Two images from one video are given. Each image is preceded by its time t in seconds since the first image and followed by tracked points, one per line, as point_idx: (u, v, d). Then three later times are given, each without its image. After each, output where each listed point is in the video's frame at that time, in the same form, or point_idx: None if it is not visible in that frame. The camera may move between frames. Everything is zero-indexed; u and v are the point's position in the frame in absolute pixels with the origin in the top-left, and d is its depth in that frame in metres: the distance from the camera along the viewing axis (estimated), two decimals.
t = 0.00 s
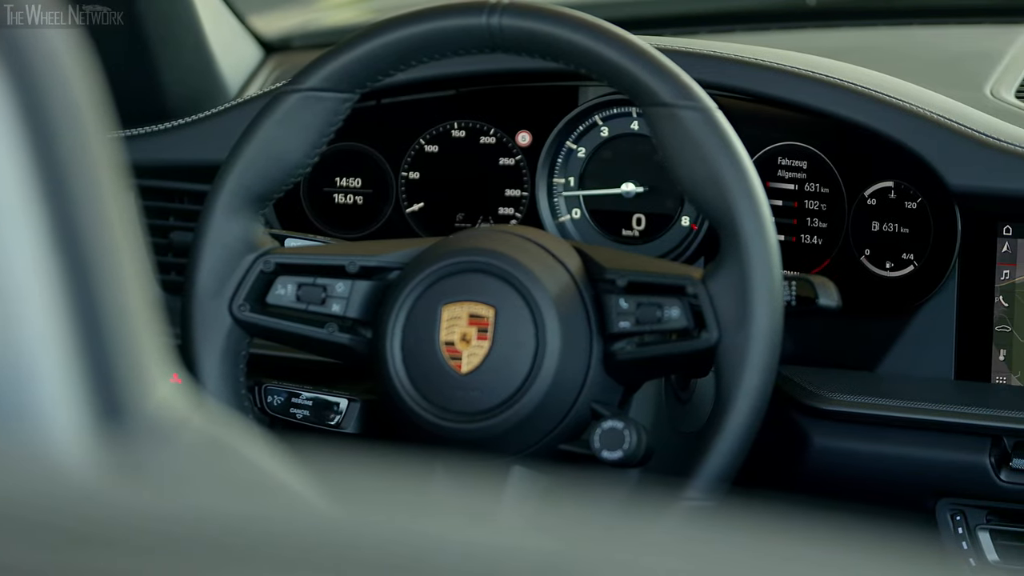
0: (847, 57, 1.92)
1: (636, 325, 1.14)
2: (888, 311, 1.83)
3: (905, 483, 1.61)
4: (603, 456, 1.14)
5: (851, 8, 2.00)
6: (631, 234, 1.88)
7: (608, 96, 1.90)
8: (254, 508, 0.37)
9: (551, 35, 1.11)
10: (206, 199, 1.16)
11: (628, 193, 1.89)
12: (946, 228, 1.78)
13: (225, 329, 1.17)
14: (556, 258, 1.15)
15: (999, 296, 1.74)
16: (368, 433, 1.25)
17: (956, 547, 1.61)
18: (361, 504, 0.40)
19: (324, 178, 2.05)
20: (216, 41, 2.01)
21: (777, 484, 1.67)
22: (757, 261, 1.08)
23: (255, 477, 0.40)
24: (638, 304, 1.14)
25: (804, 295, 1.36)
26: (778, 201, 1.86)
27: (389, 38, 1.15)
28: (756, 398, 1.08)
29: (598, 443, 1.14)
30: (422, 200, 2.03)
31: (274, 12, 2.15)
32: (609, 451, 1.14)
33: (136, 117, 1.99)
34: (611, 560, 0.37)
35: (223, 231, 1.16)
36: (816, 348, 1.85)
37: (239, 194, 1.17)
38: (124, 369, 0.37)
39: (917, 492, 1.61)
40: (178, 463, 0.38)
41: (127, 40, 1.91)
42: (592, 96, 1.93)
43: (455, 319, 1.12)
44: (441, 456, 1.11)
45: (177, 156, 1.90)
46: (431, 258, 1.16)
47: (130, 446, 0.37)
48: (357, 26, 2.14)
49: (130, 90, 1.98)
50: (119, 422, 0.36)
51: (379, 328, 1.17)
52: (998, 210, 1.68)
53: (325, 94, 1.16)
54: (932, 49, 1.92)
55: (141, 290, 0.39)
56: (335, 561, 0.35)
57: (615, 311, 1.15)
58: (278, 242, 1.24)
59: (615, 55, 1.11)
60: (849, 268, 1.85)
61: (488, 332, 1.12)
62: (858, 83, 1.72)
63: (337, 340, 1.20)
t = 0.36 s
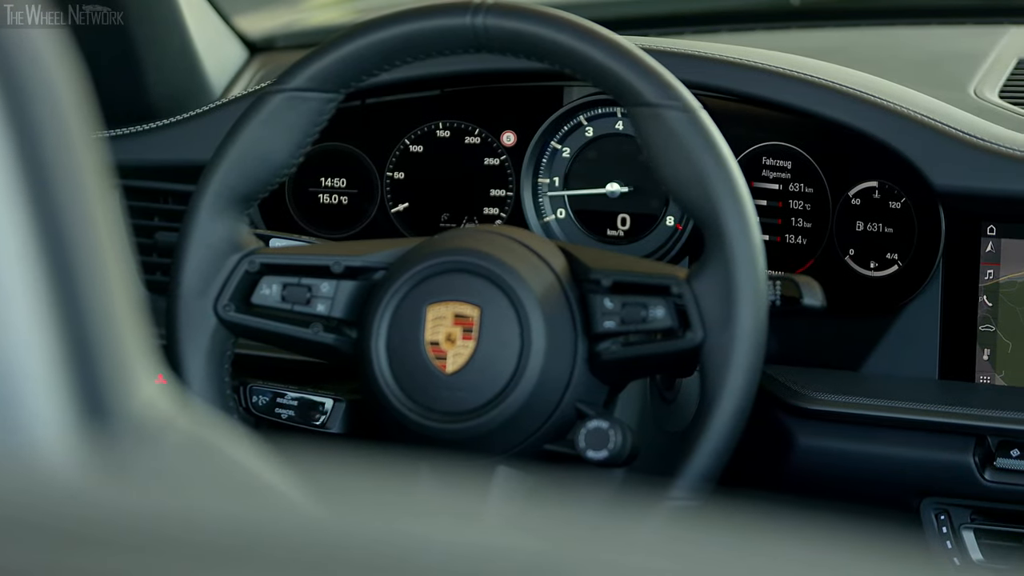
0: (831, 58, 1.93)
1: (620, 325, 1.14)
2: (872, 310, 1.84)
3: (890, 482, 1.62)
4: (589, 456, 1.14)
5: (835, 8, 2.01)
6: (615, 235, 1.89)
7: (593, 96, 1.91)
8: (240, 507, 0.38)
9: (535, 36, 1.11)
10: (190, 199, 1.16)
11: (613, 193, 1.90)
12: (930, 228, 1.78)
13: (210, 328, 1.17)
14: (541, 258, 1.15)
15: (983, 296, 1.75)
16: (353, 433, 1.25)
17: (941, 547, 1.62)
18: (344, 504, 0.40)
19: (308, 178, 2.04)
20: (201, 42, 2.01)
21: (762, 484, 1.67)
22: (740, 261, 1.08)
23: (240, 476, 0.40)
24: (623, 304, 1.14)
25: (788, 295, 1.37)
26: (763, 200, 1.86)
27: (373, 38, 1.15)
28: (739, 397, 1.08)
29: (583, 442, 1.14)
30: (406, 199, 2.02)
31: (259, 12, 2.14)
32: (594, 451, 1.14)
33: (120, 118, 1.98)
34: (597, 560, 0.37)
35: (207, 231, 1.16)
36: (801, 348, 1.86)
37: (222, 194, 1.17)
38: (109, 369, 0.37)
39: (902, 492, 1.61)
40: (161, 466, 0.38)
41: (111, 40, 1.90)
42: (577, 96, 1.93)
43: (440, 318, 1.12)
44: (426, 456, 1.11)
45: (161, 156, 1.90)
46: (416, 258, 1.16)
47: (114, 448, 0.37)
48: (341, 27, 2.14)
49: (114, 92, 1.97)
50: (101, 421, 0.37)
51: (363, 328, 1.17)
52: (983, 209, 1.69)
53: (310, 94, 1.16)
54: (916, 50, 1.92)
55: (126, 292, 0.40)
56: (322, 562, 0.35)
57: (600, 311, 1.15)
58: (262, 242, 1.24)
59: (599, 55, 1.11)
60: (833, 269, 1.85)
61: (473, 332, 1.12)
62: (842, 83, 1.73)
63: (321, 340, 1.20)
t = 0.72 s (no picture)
0: (820, 58, 1.93)
1: (609, 325, 1.14)
2: (860, 311, 1.85)
3: (879, 482, 1.62)
4: (578, 456, 1.14)
5: (823, 8, 2.01)
6: (604, 235, 1.90)
7: (582, 96, 1.91)
8: (228, 507, 0.38)
9: (524, 36, 1.11)
10: (179, 199, 1.16)
11: (601, 193, 1.90)
12: (919, 228, 1.78)
13: (199, 328, 1.17)
14: (530, 258, 1.15)
15: (972, 296, 1.76)
16: (343, 434, 1.25)
17: (929, 547, 1.62)
18: (332, 504, 0.40)
19: (297, 179, 2.04)
20: (189, 42, 2.00)
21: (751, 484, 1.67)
22: (729, 261, 1.09)
23: (228, 476, 0.40)
24: (611, 304, 1.14)
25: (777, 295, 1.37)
26: (751, 201, 1.87)
27: (363, 38, 1.15)
28: (728, 397, 1.08)
29: (572, 442, 1.14)
30: (394, 199, 2.02)
31: (248, 12, 2.14)
32: (583, 451, 1.14)
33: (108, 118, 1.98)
34: (586, 560, 0.37)
35: (196, 231, 1.16)
36: (789, 348, 1.86)
37: (210, 194, 1.16)
38: (96, 370, 0.37)
39: (892, 492, 1.62)
40: (148, 467, 0.38)
41: (99, 40, 1.89)
42: (566, 96, 1.93)
43: (429, 319, 1.12)
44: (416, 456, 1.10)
45: (150, 157, 1.89)
46: (404, 258, 1.16)
47: (102, 449, 0.37)
48: (330, 26, 2.14)
49: (102, 92, 1.97)
50: (88, 422, 0.37)
51: (352, 328, 1.17)
52: (970, 210, 1.69)
53: (298, 94, 1.16)
54: (904, 50, 1.93)
55: (113, 293, 0.40)
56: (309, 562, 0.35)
57: (588, 311, 1.15)
58: (251, 243, 1.24)
59: (587, 56, 1.11)
60: (822, 268, 1.85)
61: (462, 332, 1.12)
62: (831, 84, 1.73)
63: (311, 340, 1.19)
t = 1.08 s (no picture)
0: (810, 58, 1.93)
1: (599, 325, 1.14)
2: (850, 310, 1.85)
3: (869, 482, 1.62)
4: (568, 456, 1.14)
5: (814, 8, 2.02)
6: (594, 235, 1.91)
7: (572, 96, 1.91)
8: (220, 506, 0.37)
9: (514, 36, 1.11)
10: (169, 199, 1.16)
11: (592, 193, 1.91)
12: (909, 228, 1.79)
13: (189, 328, 1.17)
14: (520, 258, 1.15)
15: (962, 296, 1.76)
16: (334, 434, 1.25)
17: (919, 547, 1.62)
18: (322, 504, 0.40)
19: (288, 179, 2.04)
20: (179, 42, 2.00)
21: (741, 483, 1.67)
22: (719, 260, 1.09)
23: (220, 475, 0.40)
24: (602, 304, 1.14)
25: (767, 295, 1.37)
26: (742, 201, 1.87)
27: (353, 38, 1.15)
28: (719, 397, 1.08)
29: (562, 443, 1.14)
30: (385, 200, 2.02)
31: (239, 12, 2.14)
32: (574, 451, 1.14)
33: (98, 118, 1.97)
34: (575, 561, 0.37)
35: (186, 231, 1.16)
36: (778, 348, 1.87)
37: (201, 194, 1.16)
38: (86, 370, 0.37)
39: (882, 492, 1.62)
40: (138, 468, 0.38)
41: (88, 40, 1.89)
42: (556, 96, 1.93)
43: (419, 319, 1.12)
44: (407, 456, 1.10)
45: (141, 157, 1.89)
46: (395, 258, 1.16)
47: (91, 449, 0.37)
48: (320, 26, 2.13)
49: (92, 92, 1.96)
50: (77, 421, 0.37)
51: (343, 329, 1.16)
52: (960, 209, 1.70)
53: (289, 94, 1.16)
54: (894, 50, 1.93)
55: (103, 293, 0.40)
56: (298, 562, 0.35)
57: (579, 311, 1.15)
58: (241, 242, 1.23)
59: (578, 56, 1.11)
60: (812, 268, 1.86)
61: (452, 332, 1.12)
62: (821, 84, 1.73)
63: (301, 341, 1.19)
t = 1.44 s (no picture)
0: (803, 58, 1.94)
1: (593, 326, 1.14)
2: (843, 310, 1.85)
3: (863, 481, 1.63)
4: (562, 456, 1.14)
5: (806, 8, 2.02)
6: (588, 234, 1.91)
7: (566, 96, 1.91)
8: (217, 506, 0.37)
9: (508, 37, 1.11)
10: (162, 199, 1.15)
11: (585, 193, 1.91)
12: (902, 228, 1.79)
13: (182, 328, 1.16)
14: (514, 259, 1.15)
15: (955, 296, 1.76)
16: (327, 434, 1.25)
17: (913, 547, 1.62)
18: (316, 504, 0.40)
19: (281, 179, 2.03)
20: (172, 42, 2.00)
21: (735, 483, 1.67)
22: (713, 261, 1.09)
23: (213, 475, 0.40)
24: (595, 304, 1.14)
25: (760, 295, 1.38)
26: (735, 201, 1.87)
27: (347, 38, 1.15)
28: (712, 397, 1.08)
29: (556, 442, 1.14)
30: (378, 200, 2.01)
31: (232, 12, 2.14)
32: (567, 451, 1.14)
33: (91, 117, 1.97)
34: (571, 561, 0.37)
35: (179, 231, 1.16)
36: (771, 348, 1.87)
37: (194, 194, 1.16)
38: (78, 371, 0.37)
39: (875, 491, 1.63)
40: (132, 466, 0.38)
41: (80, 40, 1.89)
42: (549, 96, 1.93)
43: (413, 319, 1.12)
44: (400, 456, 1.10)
45: (134, 157, 1.89)
46: (389, 258, 1.16)
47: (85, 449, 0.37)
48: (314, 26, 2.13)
49: (84, 92, 1.96)
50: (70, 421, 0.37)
51: (336, 329, 1.16)
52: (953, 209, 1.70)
53: (282, 94, 1.16)
54: (887, 50, 1.94)
55: (96, 293, 0.40)
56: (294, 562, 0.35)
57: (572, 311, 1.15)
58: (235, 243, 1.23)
59: (572, 57, 1.11)
60: (806, 268, 1.86)
61: (446, 332, 1.12)
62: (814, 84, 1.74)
63: (295, 341, 1.19)
